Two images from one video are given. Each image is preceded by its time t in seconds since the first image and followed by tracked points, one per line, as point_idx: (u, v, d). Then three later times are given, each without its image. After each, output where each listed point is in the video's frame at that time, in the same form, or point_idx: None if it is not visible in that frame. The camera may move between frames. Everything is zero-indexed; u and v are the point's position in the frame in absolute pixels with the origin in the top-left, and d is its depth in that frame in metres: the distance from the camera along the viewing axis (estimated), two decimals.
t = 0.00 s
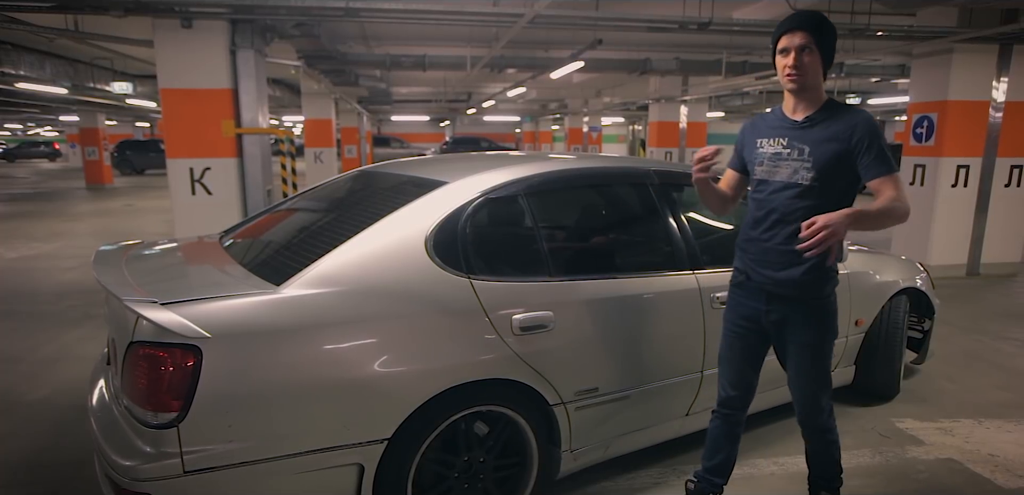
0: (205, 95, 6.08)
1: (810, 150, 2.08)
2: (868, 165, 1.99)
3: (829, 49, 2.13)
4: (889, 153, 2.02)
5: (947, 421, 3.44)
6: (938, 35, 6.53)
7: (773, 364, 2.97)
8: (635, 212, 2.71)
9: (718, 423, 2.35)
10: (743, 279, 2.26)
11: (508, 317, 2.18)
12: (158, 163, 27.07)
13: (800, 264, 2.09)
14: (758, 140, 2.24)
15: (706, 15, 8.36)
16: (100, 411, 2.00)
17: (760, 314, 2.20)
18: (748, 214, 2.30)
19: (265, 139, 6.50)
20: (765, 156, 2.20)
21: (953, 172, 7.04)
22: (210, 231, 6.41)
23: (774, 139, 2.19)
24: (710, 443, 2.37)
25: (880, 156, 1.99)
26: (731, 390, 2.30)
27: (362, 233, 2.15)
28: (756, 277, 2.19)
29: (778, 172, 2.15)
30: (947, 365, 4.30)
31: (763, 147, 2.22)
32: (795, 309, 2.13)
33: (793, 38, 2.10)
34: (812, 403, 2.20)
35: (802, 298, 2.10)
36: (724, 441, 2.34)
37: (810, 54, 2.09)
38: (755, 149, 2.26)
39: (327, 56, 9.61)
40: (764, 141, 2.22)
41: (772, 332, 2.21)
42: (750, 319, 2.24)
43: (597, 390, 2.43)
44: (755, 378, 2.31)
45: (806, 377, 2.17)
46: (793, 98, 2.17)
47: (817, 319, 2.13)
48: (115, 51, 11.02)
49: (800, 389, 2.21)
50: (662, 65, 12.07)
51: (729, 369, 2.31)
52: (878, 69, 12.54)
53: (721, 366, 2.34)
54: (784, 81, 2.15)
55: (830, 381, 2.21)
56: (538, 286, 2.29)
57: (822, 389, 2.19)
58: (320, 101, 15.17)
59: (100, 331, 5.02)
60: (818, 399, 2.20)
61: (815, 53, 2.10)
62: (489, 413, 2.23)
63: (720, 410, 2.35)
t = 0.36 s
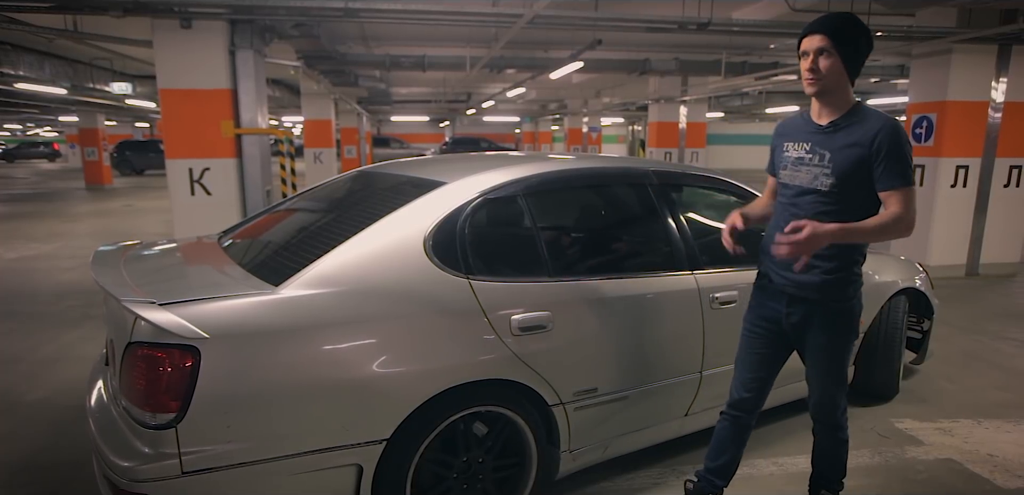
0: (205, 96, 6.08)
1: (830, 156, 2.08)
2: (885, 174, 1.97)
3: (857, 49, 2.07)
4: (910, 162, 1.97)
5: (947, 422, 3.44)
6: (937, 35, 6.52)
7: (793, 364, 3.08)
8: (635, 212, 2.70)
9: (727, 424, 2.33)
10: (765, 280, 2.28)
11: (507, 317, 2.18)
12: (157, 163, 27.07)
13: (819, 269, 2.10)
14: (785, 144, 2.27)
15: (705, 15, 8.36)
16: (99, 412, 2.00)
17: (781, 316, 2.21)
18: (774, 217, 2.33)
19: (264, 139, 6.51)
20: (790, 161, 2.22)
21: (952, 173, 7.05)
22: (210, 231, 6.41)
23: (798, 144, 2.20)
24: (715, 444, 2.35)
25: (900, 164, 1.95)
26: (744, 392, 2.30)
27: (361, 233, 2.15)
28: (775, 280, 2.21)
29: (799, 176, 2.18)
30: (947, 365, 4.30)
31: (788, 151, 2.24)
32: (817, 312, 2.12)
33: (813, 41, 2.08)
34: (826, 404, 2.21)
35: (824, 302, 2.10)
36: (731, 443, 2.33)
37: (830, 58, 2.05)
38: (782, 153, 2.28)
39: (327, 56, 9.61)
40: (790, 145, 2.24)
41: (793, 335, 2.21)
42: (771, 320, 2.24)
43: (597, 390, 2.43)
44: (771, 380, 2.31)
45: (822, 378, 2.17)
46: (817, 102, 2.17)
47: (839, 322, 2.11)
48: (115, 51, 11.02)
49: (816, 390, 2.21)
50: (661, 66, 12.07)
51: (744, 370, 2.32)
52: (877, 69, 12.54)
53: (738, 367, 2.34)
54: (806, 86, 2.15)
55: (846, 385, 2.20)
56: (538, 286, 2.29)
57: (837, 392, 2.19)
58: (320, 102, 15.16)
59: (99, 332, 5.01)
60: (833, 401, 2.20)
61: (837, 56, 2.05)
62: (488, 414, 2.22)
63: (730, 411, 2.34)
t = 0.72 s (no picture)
0: (205, 96, 6.08)
1: (847, 156, 2.08)
2: (903, 174, 1.96)
3: (875, 51, 2.08)
4: (927, 163, 1.97)
5: (945, 422, 3.44)
6: (936, 35, 6.52)
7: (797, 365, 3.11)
8: (634, 213, 2.70)
9: (732, 422, 2.33)
10: (778, 279, 2.27)
11: (507, 317, 2.18)
12: (157, 164, 27.07)
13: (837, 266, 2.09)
14: (800, 143, 2.26)
15: (704, 15, 8.37)
16: (96, 413, 2.00)
17: (794, 314, 2.20)
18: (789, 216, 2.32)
19: (263, 140, 6.50)
20: (805, 160, 2.21)
21: (951, 173, 7.04)
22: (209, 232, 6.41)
23: (814, 143, 2.19)
24: (719, 441, 2.35)
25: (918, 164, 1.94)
26: (751, 390, 2.29)
27: (360, 233, 2.14)
28: (791, 278, 2.20)
29: (814, 176, 2.17)
30: (946, 366, 4.30)
31: (804, 150, 2.23)
32: (830, 311, 2.11)
33: (831, 41, 2.09)
34: (833, 403, 2.21)
35: (838, 300, 2.09)
36: (735, 442, 2.32)
37: (849, 59, 2.06)
38: (797, 152, 2.27)
39: (326, 56, 9.60)
40: (805, 144, 2.23)
41: (804, 334, 2.20)
42: (783, 318, 2.23)
43: (595, 391, 2.42)
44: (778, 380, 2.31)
45: (831, 377, 2.17)
46: (834, 103, 2.16)
47: (850, 321, 2.11)
48: (114, 51, 11.03)
49: (824, 389, 2.21)
50: (660, 66, 12.09)
51: (751, 368, 2.32)
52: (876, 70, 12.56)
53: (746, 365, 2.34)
54: (823, 86, 2.15)
55: (853, 385, 2.21)
56: (536, 286, 2.29)
57: (844, 391, 2.19)
58: (319, 102, 15.14)
59: (98, 332, 5.01)
60: (839, 400, 2.20)
61: (855, 57, 2.07)
62: (487, 414, 2.22)
63: (735, 410, 2.33)
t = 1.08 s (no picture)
0: (204, 97, 6.08)
1: (849, 158, 2.08)
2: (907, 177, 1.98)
3: (878, 52, 2.09)
4: (929, 165, 1.98)
5: (945, 422, 3.44)
6: (936, 36, 6.52)
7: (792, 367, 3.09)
8: (633, 213, 2.70)
9: (730, 422, 2.33)
10: (779, 279, 2.27)
11: (506, 317, 2.18)
12: (156, 164, 27.06)
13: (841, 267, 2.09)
14: (802, 145, 2.26)
15: (704, 16, 8.37)
16: (95, 413, 2.00)
17: (795, 313, 2.20)
18: (791, 217, 2.32)
19: (263, 140, 6.50)
20: (808, 162, 2.22)
21: (951, 173, 7.04)
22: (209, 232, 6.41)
23: (815, 145, 2.20)
24: (720, 440, 2.35)
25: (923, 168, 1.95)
26: (751, 390, 2.29)
27: (359, 233, 2.14)
28: (793, 278, 2.20)
29: (818, 178, 2.18)
30: (945, 366, 4.31)
31: (806, 152, 2.23)
32: (832, 310, 2.11)
33: (837, 40, 2.08)
34: (833, 404, 2.20)
35: (840, 300, 2.09)
36: (735, 442, 2.32)
37: (854, 58, 2.06)
38: (798, 154, 2.27)
39: (325, 57, 9.60)
40: (807, 146, 2.23)
41: (805, 334, 2.20)
42: (785, 317, 2.23)
43: (595, 391, 2.42)
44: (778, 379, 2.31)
45: (831, 377, 2.17)
46: (837, 102, 2.15)
47: (851, 321, 2.11)
48: (113, 52, 11.02)
49: (824, 389, 2.21)
50: (660, 66, 12.10)
51: (751, 368, 2.32)
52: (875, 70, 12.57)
53: (746, 365, 2.34)
54: (826, 84, 2.13)
55: (854, 386, 2.20)
56: (535, 286, 2.29)
57: (845, 391, 2.19)
58: (318, 102, 15.12)
59: (98, 333, 5.01)
60: (839, 401, 2.20)
61: (860, 57, 2.06)
62: (486, 415, 2.22)
63: (734, 410, 2.33)
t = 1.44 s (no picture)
0: (203, 97, 6.08)
1: (847, 159, 2.07)
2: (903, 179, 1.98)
3: (877, 54, 2.09)
4: (925, 167, 1.99)
5: (944, 422, 3.44)
6: (936, 36, 6.52)
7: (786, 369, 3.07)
8: (633, 213, 2.70)
9: (727, 423, 2.33)
10: (775, 278, 2.27)
11: (506, 317, 2.18)
12: (156, 165, 27.05)
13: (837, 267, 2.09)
14: (799, 146, 2.25)
15: (703, 16, 8.36)
16: (94, 414, 1.99)
17: (791, 313, 2.19)
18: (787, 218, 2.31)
19: (263, 141, 6.50)
20: (805, 163, 2.21)
21: (950, 174, 7.05)
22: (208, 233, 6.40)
23: (813, 146, 2.19)
24: (716, 441, 2.35)
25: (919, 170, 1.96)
26: (747, 389, 2.29)
27: (359, 234, 2.14)
28: (789, 278, 2.20)
29: (815, 179, 2.17)
30: (945, 366, 4.31)
31: (803, 153, 2.23)
32: (828, 310, 2.11)
33: (836, 41, 2.08)
34: (831, 403, 2.21)
35: (837, 300, 2.09)
36: (733, 441, 2.33)
37: (853, 58, 2.06)
38: (795, 155, 2.27)
39: (325, 57, 9.60)
40: (804, 147, 2.23)
41: (801, 334, 2.20)
42: (781, 317, 2.23)
43: (594, 391, 2.42)
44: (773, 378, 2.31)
45: (828, 376, 2.17)
46: (835, 104, 2.15)
47: (847, 321, 2.12)
48: (112, 52, 11.00)
49: (822, 389, 2.21)
50: (660, 67, 12.10)
51: (747, 367, 2.32)
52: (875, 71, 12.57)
53: (741, 364, 2.34)
54: (826, 85, 2.13)
55: (851, 385, 2.21)
56: (534, 286, 2.29)
57: (842, 390, 2.19)
58: (317, 103, 15.10)
59: (97, 333, 5.01)
60: (837, 400, 2.20)
61: (859, 57, 2.06)
62: (485, 415, 2.22)
63: (730, 410, 2.33)
